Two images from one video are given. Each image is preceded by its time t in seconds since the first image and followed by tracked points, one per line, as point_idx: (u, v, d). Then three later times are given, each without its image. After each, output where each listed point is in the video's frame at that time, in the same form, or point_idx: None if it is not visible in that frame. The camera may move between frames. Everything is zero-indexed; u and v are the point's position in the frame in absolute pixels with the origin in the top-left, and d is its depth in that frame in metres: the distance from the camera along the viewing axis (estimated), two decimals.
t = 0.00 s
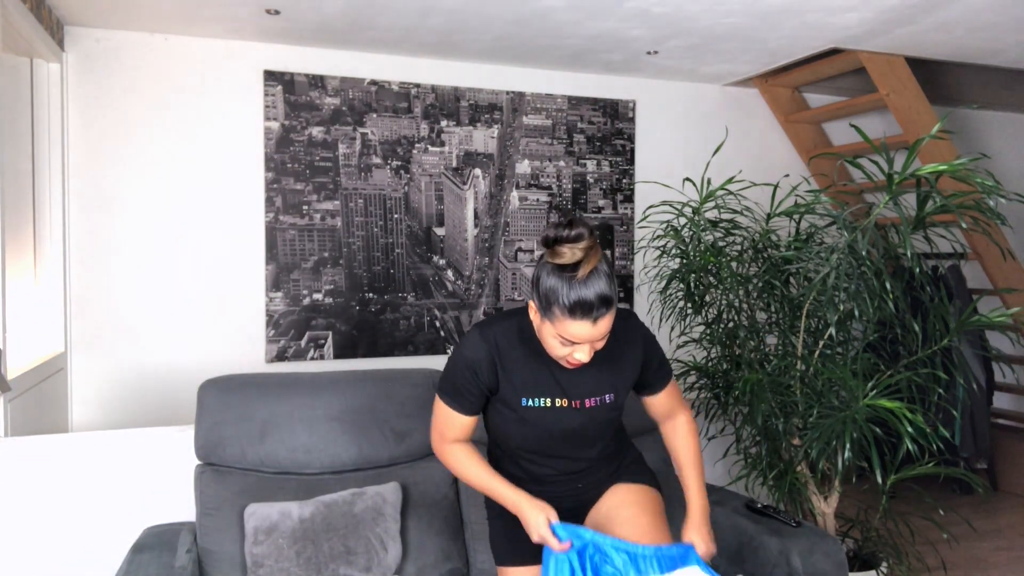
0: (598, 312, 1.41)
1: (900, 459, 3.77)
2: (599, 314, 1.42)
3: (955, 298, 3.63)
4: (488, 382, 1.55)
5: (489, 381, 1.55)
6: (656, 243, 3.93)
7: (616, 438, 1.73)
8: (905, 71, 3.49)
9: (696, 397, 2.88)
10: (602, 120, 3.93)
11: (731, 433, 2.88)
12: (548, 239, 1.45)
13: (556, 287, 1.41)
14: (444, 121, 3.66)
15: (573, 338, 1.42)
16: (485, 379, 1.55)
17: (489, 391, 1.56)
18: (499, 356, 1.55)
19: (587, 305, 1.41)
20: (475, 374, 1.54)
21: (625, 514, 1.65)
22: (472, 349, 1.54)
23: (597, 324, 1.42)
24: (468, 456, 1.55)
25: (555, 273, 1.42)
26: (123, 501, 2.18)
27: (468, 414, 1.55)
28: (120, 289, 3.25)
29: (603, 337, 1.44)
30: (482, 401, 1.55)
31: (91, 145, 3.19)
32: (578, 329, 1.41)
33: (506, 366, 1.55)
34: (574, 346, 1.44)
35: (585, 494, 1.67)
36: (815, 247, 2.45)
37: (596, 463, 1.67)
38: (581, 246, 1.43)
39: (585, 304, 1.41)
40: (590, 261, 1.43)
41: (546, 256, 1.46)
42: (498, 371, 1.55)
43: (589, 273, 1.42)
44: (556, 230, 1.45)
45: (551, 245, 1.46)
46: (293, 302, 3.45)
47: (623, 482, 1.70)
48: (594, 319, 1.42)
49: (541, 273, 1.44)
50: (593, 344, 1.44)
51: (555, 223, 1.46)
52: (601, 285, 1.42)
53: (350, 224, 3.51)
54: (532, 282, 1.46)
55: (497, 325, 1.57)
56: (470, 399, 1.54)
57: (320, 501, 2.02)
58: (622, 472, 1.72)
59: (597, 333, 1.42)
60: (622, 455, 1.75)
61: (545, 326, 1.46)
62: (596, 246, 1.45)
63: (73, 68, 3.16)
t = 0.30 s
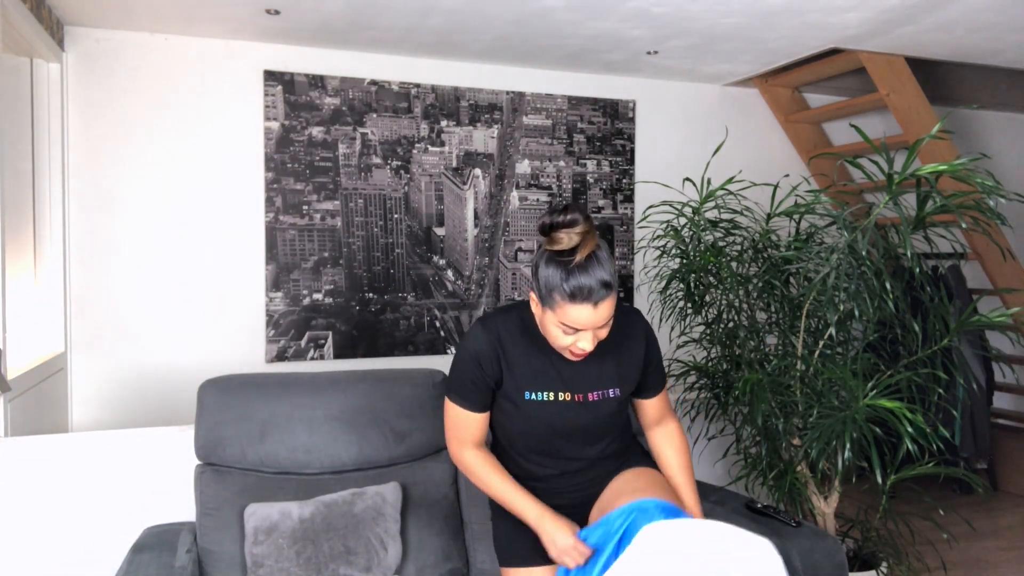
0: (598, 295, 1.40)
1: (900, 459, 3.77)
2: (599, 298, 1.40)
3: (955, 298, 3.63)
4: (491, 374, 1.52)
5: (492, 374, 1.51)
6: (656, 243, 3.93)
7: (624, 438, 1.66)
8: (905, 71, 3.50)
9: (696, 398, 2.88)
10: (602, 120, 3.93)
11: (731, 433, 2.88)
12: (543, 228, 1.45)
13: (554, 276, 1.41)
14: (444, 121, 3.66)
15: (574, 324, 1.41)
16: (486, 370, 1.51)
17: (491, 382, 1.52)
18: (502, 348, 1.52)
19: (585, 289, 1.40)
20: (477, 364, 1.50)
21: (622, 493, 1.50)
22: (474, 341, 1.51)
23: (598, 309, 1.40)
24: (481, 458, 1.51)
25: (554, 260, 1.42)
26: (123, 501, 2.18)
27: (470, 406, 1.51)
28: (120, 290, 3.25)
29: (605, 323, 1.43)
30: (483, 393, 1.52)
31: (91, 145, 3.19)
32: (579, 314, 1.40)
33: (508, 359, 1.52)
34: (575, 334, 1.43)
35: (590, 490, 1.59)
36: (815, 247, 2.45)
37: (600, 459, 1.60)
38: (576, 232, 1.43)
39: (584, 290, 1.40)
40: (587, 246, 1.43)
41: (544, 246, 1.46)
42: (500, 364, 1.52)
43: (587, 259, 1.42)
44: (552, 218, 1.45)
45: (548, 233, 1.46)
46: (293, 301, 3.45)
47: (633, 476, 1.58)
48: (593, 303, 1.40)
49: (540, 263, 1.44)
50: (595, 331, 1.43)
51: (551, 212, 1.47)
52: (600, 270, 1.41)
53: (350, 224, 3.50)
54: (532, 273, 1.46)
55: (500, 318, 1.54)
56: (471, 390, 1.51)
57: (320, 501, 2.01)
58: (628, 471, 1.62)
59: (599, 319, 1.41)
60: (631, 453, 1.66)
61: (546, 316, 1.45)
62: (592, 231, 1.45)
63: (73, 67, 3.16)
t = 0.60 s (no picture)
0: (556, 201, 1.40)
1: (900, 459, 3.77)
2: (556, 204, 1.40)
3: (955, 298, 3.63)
4: (488, 353, 1.43)
5: (489, 352, 1.43)
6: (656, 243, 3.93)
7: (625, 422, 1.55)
8: (905, 71, 3.49)
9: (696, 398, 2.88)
10: (602, 120, 3.93)
11: (731, 433, 2.88)
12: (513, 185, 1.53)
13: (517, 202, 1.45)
14: (444, 121, 3.66)
15: (534, 232, 1.39)
16: (483, 349, 1.43)
17: (488, 361, 1.44)
18: (498, 325, 1.44)
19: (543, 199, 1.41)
20: (472, 343, 1.43)
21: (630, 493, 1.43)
22: (469, 321, 1.44)
23: (557, 216, 1.40)
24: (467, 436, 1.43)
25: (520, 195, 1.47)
26: (123, 502, 2.18)
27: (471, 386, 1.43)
28: (120, 289, 3.25)
29: (566, 233, 1.39)
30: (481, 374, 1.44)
31: (91, 145, 3.19)
32: (538, 219, 1.39)
33: (505, 338, 1.44)
34: (540, 248, 1.38)
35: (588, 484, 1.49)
36: (815, 247, 2.45)
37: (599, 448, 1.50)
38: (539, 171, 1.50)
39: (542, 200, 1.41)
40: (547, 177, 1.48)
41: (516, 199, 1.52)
42: (496, 342, 1.44)
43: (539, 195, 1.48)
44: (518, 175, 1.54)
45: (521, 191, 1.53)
46: (293, 301, 3.45)
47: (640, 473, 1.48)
48: (551, 208, 1.40)
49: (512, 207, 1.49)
50: (557, 240, 1.38)
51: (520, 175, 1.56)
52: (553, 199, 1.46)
53: (350, 224, 3.50)
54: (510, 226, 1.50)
55: (495, 299, 1.47)
56: (469, 369, 1.43)
57: (320, 501, 2.02)
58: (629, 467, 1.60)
59: (557, 222, 1.39)
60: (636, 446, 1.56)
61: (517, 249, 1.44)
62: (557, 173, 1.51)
63: (73, 67, 3.16)
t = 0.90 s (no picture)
0: (567, 241, 1.37)
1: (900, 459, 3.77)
2: (569, 245, 1.37)
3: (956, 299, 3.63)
4: (474, 351, 1.44)
5: (475, 351, 1.44)
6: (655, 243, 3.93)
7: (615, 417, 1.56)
8: (906, 71, 3.49)
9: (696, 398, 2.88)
10: (602, 120, 3.93)
11: (732, 433, 2.88)
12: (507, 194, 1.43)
13: (523, 234, 1.38)
14: (444, 121, 3.66)
15: (546, 274, 1.36)
16: (468, 347, 1.43)
17: (473, 359, 1.44)
18: (483, 323, 1.45)
19: (555, 238, 1.37)
20: (458, 342, 1.43)
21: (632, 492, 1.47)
22: (455, 319, 1.44)
23: (569, 257, 1.37)
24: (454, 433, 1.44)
25: (522, 220, 1.40)
26: (123, 501, 2.18)
27: (456, 384, 1.44)
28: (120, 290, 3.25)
29: (577, 274, 1.39)
30: (469, 373, 1.45)
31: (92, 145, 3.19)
32: (552, 262, 1.36)
33: (490, 335, 1.44)
34: (551, 288, 1.37)
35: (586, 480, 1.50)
36: (815, 247, 2.45)
37: (593, 444, 1.51)
38: (539, 190, 1.42)
39: (554, 237, 1.37)
40: (550, 202, 1.42)
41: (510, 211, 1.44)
42: (481, 339, 1.44)
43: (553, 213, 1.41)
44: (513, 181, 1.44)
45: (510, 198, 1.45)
46: (293, 301, 3.45)
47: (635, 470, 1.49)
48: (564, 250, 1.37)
49: (508, 229, 1.42)
50: (569, 284, 1.38)
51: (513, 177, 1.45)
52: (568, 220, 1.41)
53: (350, 224, 3.51)
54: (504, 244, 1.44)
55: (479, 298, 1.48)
56: (457, 370, 1.44)
57: (320, 501, 2.02)
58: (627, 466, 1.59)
59: (570, 266, 1.37)
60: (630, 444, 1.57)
61: (520, 276, 1.40)
62: (553, 190, 1.44)
63: (73, 67, 3.16)
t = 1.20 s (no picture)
0: (585, 251, 1.41)
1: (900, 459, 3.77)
2: (585, 255, 1.41)
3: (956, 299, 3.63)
4: (474, 339, 1.50)
5: (476, 339, 1.50)
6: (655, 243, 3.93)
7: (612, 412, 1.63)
8: (906, 71, 3.49)
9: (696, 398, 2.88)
10: (602, 120, 3.93)
11: (732, 433, 2.88)
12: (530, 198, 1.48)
13: (541, 239, 1.42)
14: (444, 121, 3.66)
15: (560, 281, 1.39)
16: (470, 335, 1.50)
17: (474, 348, 1.50)
18: (487, 314, 1.52)
19: (573, 246, 1.41)
20: (461, 328, 1.49)
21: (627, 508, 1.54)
22: (460, 306, 1.51)
23: (585, 268, 1.41)
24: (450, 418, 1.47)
25: (541, 226, 1.44)
26: (123, 501, 2.18)
27: (453, 370, 1.49)
28: (120, 290, 3.25)
29: (590, 285, 1.42)
30: (469, 361, 1.51)
31: (93, 146, 3.19)
32: (568, 271, 1.39)
33: (492, 325, 1.51)
34: (563, 296, 1.41)
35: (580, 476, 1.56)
36: (815, 247, 2.44)
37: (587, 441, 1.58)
38: (562, 199, 1.46)
39: (572, 248, 1.40)
40: (572, 211, 1.46)
41: (530, 214, 1.48)
42: (483, 329, 1.51)
43: (573, 222, 1.44)
44: (538, 187, 1.48)
45: (533, 203, 1.48)
46: (294, 301, 3.45)
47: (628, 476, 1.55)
48: (581, 260, 1.40)
49: (526, 232, 1.45)
50: (581, 293, 1.41)
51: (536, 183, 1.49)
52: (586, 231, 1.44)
53: (350, 224, 3.50)
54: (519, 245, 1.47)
55: (486, 290, 1.55)
56: (457, 356, 1.49)
57: (320, 501, 2.02)
58: (623, 464, 1.58)
59: (586, 277, 1.40)
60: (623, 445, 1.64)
61: (535, 281, 1.43)
62: (575, 200, 1.48)
63: (73, 68, 3.16)
